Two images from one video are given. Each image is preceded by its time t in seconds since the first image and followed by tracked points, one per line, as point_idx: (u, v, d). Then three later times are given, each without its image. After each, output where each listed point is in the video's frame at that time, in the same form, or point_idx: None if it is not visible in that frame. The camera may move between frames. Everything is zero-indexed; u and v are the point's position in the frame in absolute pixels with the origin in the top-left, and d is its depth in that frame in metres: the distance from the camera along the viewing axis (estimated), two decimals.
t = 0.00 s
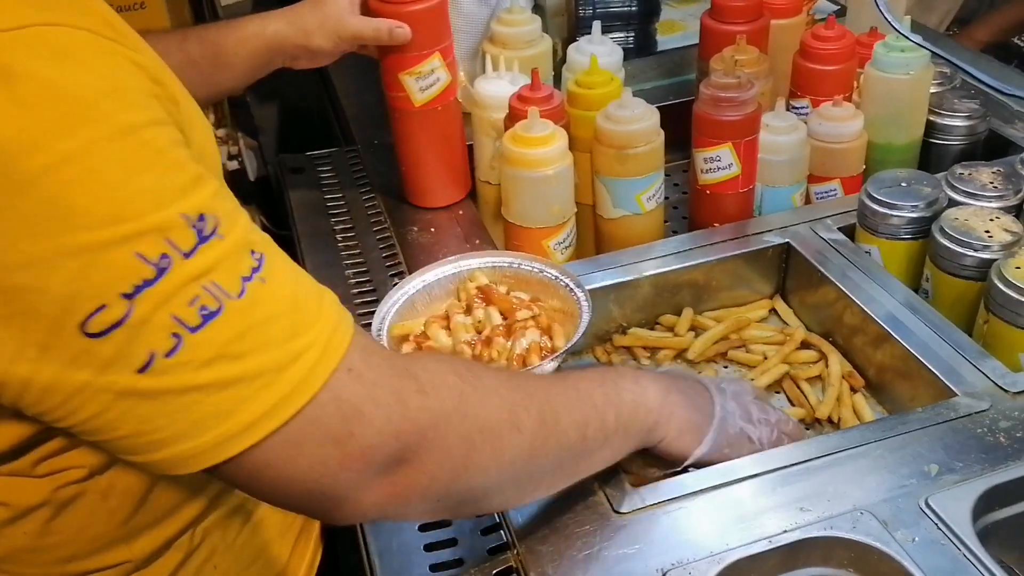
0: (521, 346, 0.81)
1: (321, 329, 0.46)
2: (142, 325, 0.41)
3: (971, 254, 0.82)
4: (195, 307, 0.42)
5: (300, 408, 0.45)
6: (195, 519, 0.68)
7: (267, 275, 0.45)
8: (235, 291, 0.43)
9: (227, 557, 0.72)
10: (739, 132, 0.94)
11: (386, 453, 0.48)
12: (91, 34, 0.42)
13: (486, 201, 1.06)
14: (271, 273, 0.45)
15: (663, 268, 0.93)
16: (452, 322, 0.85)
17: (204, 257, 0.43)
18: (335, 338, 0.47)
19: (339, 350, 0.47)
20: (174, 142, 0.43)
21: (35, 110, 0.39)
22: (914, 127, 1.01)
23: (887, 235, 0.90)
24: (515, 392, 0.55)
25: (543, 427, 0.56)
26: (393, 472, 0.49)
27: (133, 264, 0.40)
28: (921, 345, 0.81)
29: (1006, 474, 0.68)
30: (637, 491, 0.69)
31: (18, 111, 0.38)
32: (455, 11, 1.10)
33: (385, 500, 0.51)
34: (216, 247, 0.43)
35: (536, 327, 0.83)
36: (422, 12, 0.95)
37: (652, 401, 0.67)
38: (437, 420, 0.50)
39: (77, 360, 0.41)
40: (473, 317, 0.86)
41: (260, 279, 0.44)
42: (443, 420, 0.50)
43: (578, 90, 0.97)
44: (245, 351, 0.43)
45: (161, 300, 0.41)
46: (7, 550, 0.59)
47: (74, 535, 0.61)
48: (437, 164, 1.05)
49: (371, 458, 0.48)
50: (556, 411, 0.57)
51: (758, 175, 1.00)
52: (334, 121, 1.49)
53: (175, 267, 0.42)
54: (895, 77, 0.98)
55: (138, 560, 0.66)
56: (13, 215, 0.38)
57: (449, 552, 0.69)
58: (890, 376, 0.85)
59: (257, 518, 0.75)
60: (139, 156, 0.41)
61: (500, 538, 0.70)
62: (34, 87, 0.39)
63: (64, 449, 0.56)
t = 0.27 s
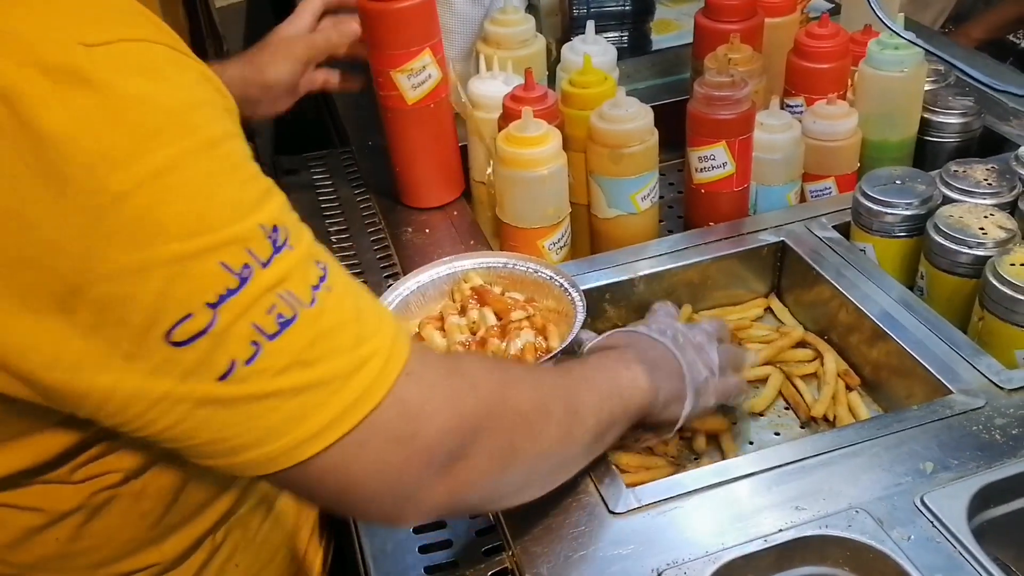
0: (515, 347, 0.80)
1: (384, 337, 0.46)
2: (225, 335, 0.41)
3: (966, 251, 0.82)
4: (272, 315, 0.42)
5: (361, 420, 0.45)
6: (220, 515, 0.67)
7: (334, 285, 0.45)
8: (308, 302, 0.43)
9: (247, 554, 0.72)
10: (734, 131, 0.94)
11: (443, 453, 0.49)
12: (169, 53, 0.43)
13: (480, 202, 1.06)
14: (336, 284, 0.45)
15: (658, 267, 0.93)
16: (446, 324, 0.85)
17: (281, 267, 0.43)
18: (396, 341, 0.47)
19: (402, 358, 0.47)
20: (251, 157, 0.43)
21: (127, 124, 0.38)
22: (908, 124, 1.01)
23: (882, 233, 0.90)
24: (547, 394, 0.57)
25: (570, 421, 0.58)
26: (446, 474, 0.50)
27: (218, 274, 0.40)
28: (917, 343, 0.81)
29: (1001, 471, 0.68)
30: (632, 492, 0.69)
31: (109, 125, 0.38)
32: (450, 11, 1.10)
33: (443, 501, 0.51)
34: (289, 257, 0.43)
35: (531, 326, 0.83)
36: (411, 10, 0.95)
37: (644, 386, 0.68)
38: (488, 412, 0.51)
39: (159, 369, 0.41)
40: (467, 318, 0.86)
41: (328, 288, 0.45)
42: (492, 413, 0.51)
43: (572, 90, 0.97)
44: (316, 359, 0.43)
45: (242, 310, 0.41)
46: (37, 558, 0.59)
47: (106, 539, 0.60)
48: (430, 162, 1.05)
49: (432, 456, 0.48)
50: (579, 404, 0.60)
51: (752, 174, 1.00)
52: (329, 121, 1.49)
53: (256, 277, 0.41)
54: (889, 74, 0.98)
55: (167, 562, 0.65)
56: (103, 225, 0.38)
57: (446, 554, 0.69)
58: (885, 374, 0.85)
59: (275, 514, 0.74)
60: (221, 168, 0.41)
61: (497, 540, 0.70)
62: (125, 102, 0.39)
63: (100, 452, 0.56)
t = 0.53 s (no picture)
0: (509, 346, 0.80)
1: (403, 299, 0.48)
2: (251, 302, 0.43)
3: (958, 250, 0.83)
4: (296, 280, 0.44)
5: (385, 389, 0.47)
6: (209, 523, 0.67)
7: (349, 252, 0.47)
8: (327, 267, 0.45)
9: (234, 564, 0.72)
10: (727, 131, 0.94)
11: (480, 403, 0.50)
12: (180, 43, 0.44)
13: (474, 202, 1.06)
14: (351, 251, 0.47)
15: (651, 267, 0.93)
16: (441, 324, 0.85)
17: (298, 235, 0.45)
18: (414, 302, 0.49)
19: (424, 319, 0.49)
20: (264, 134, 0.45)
21: (151, 98, 0.40)
22: (901, 124, 1.01)
23: (875, 232, 0.90)
24: (556, 356, 0.59)
25: (578, 380, 0.61)
26: (487, 425, 0.52)
27: (240, 242, 0.42)
28: (910, 341, 0.81)
29: (993, 470, 0.68)
30: (625, 491, 0.69)
31: (136, 102, 0.39)
32: (444, 12, 1.10)
33: (487, 456, 0.52)
34: (306, 225, 0.45)
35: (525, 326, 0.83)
36: (406, 10, 0.95)
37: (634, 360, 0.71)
38: (512, 365, 0.53)
39: (189, 339, 0.42)
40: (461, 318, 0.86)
41: (343, 254, 0.47)
42: (515, 365, 0.54)
43: (565, 90, 0.97)
44: (343, 321, 0.45)
45: (266, 275, 0.43)
46: (22, 563, 0.58)
47: (91, 545, 0.60)
48: (425, 161, 1.05)
49: (473, 406, 0.50)
50: (584, 371, 0.62)
51: (746, 174, 1.00)
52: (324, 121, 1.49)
53: (275, 243, 0.43)
54: (882, 74, 0.98)
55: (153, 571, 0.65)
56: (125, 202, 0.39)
57: (439, 553, 0.69)
58: (878, 373, 0.85)
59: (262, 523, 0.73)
60: (231, 145, 0.42)
61: (490, 540, 0.70)
62: (148, 78, 0.40)
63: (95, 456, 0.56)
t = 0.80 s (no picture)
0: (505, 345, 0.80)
1: (350, 290, 0.43)
2: (144, 268, 0.38)
3: (954, 249, 0.83)
4: (201, 249, 0.39)
5: (317, 375, 0.41)
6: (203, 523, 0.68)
7: (289, 231, 0.43)
8: (250, 238, 0.41)
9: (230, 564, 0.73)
10: (723, 130, 0.94)
11: (446, 413, 0.44)
12: (123, 9, 0.43)
13: (471, 201, 1.06)
14: (293, 230, 0.43)
15: (647, 266, 0.93)
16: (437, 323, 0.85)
17: (216, 203, 0.41)
18: (368, 294, 0.44)
19: (371, 313, 0.43)
20: (191, 98, 0.42)
21: (46, 48, 0.38)
22: (897, 123, 1.01)
23: (870, 231, 0.90)
24: (563, 372, 0.52)
25: (589, 400, 0.53)
26: (456, 445, 0.45)
27: (137, 201, 0.38)
28: (906, 340, 0.81)
29: (989, 467, 0.68)
30: (621, 490, 0.69)
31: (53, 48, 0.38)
32: (440, 11, 1.10)
33: (458, 484, 0.45)
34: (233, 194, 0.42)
35: (521, 325, 0.83)
36: (401, 9, 0.95)
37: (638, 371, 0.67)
38: (489, 380, 0.47)
39: (78, 313, 0.39)
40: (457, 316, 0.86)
41: (279, 233, 0.42)
42: (496, 382, 0.47)
43: (561, 89, 0.97)
44: (261, 300, 0.40)
45: (163, 241, 0.39)
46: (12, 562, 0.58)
47: (83, 543, 0.60)
48: (421, 162, 1.05)
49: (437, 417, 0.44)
50: (598, 382, 0.55)
51: (742, 173, 1.00)
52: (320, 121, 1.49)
53: (181, 208, 0.40)
54: (877, 73, 0.99)
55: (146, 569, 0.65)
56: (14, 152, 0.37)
57: (435, 553, 0.69)
58: (874, 372, 0.85)
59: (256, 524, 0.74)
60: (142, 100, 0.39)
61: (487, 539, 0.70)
62: (51, 29, 0.39)
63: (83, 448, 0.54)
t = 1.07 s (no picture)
0: (506, 345, 0.80)
1: (317, 309, 0.44)
2: (123, 289, 0.39)
3: (953, 247, 0.83)
4: (179, 271, 0.40)
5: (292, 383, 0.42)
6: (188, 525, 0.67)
7: (263, 250, 0.43)
8: (227, 261, 0.41)
9: (223, 564, 0.73)
10: (721, 129, 0.94)
11: (392, 436, 0.46)
12: (99, 7, 0.41)
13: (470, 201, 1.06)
14: (265, 248, 0.44)
15: (647, 265, 0.93)
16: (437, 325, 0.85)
17: (195, 223, 0.41)
18: (334, 313, 0.45)
19: (337, 330, 0.44)
20: (171, 110, 0.42)
21: (27, 59, 0.38)
22: (895, 121, 1.01)
23: (869, 229, 0.91)
24: (507, 393, 0.54)
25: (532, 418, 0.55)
26: (400, 460, 0.47)
27: (119, 222, 0.39)
28: (905, 339, 0.81)
29: (989, 465, 0.68)
30: (622, 488, 0.69)
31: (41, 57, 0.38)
32: (438, 11, 1.10)
33: (394, 496, 0.47)
34: (210, 214, 0.42)
35: (521, 324, 0.83)
36: (400, 9, 0.95)
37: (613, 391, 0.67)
38: (434, 401, 0.49)
39: (57, 326, 0.39)
40: (457, 317, 0.86)
41: (253, 253, 0.43)
42: (441, 403, 0.49)
43: (560, 88, 0.97)
44: (234, 323, 0.41)
45: (144, 262, 0.39)
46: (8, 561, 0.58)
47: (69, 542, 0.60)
48: (421, 161, 1.05)
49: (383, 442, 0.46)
50: (544, 403, 0.57)
51: (741, 172, 1.01)
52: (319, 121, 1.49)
53: (161, 230, 0.40)
54: (876, 71, 0.99)
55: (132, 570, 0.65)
56: None
57: (437, 553, 0.69)
58: (873, 370, 0.85)
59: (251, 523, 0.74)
60: (127, 117, 0.39)
61: (488, 539, 0.70)
62: (31, 41, 0.38)
63: (63, 448, 0.54)
